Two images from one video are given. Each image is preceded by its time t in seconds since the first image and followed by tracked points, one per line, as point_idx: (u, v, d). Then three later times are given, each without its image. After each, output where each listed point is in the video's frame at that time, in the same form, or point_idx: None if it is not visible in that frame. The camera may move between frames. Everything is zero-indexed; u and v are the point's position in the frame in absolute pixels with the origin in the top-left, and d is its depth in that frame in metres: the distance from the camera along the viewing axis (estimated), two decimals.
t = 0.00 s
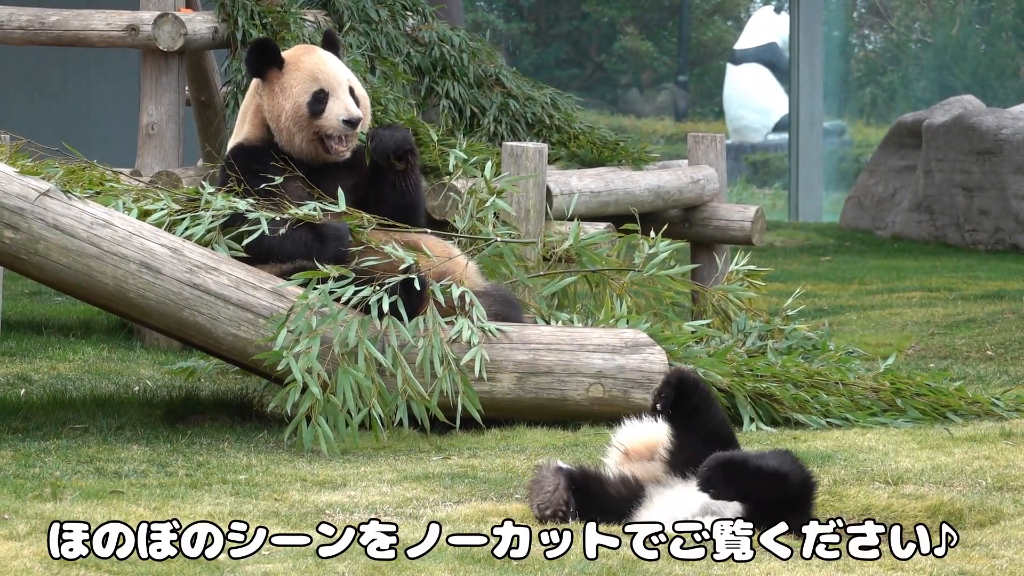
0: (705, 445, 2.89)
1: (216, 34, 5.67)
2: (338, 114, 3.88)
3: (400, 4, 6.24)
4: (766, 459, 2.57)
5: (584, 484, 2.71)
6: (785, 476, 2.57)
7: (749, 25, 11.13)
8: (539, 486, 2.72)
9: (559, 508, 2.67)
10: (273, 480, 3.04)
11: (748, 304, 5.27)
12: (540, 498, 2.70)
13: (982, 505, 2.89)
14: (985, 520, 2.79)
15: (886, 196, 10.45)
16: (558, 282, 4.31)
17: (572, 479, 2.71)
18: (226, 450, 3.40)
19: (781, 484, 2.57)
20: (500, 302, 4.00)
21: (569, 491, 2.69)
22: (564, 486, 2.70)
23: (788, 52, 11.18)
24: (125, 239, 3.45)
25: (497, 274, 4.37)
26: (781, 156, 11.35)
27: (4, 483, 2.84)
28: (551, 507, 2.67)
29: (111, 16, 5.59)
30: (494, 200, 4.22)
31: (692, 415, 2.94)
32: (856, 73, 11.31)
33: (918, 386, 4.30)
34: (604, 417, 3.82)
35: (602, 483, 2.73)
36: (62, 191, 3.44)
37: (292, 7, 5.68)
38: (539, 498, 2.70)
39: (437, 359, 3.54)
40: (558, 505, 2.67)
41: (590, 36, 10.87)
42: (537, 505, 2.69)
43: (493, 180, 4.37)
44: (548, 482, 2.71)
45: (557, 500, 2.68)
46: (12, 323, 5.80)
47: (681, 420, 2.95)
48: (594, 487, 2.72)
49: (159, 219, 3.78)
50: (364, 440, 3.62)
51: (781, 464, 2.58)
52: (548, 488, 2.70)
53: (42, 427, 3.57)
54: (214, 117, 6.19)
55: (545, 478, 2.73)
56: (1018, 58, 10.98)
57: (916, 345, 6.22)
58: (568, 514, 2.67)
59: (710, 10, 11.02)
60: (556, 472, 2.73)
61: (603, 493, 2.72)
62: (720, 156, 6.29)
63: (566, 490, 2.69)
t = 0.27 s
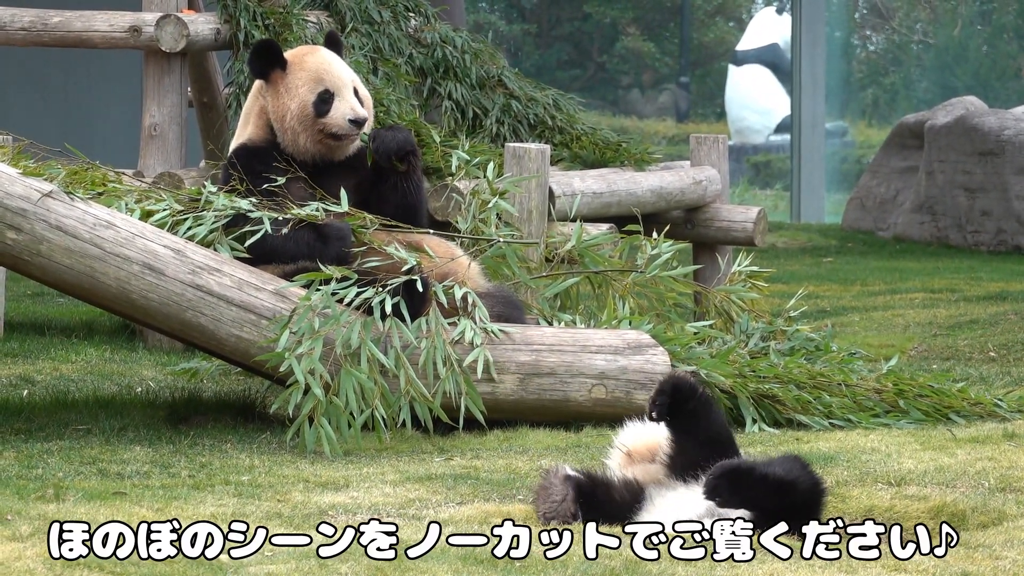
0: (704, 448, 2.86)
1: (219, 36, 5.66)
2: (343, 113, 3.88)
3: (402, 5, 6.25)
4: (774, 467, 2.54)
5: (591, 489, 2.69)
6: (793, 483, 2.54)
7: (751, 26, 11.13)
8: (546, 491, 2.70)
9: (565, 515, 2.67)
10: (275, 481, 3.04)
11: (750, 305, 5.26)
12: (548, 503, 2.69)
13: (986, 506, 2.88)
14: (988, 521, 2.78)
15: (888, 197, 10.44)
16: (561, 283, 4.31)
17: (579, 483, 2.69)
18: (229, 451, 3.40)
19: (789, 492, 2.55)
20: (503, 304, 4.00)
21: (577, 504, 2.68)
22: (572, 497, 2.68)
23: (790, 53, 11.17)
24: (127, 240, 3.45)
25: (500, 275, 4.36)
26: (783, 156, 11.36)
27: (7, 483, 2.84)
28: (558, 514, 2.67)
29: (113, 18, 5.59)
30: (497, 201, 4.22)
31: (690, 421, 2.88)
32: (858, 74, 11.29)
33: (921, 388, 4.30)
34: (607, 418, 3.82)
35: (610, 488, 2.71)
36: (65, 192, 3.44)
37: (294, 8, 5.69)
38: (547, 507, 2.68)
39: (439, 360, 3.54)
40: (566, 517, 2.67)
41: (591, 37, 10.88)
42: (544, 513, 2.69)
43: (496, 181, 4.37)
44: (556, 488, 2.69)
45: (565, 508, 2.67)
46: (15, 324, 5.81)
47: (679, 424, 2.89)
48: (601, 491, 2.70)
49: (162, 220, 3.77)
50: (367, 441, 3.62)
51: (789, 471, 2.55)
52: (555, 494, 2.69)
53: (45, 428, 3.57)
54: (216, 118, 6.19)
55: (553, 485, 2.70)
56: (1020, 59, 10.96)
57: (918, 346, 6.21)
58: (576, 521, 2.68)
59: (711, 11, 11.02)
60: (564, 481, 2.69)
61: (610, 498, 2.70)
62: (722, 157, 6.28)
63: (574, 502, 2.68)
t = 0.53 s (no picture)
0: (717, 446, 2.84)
1: (222, 37, 5.65)
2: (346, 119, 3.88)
3: (405, 6, 6.25)
4: (773, 480, 2.53)
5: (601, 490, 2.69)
6: (795, 493, 2.52)
7: (753, 27, 11.11)
8: (557, 493, 2.70)
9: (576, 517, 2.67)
10: (278, 483, 3.04)
11: (753, 306, 5.25)
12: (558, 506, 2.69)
13: (989, 507, 2.87)
14: (991, 522, 2.78)
15: (891, 198, 10.44)
16: (564, 284, 4.30)
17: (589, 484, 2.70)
18: (232, 453, 3.39)
19: (792, 502, 2.53)
20: (506, 305, 4.00)
21: (588, 507, 2.68)
22: (584, 500, 2.68)
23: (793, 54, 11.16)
24: (130, 242, 3.44)
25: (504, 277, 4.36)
26: (786, 158, 11.38)
27: (9, 485, 2.83)
28: (569, 516, 2.67)
29: (115, 19, 5.58)
30: (501, 203, 4.22)
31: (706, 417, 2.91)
32: (860, 75, 11.29)
33: (924, 389, 4.29)
34: (609, 420, 3.81)
35: (620, 490, 2.71)
36: (67, 194, 3.43)
37: (297, 9, 5.71)
38: (558, 510, 2.68)
39: (443, 362, 3.54)
40: (578, 520, 2.67)
41: (594, 38, 10.87)
42: (556, 516, 2.68)
43: (499, 182, 4.37)
44: (567, 489, 2.69)
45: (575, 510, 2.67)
46: (18, 326, 5.80)
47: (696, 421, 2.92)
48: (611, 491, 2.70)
49: (164, 220, 3.77)
50: (370, 443, 3.61)
51: (790, 481, 2.53)
52: (566, 496, 2.69)
53: (48, 430, 3.57)
54: (219, 120, 6.19)
55: (564, 489, 2.70)
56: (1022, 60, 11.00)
57: (921, 347, 6.20)
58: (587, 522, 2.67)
59: (714, 12, 11.02)
60: (575, 485, 2.69)
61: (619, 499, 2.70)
62: (725, 159, 6.26)
63: (586, 505, 2.68)
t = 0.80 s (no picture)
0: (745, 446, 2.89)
1: (223, 38, 5.65)
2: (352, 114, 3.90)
3: (406, 7, 6.26)
4: (777, 492, 2.54)
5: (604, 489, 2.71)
6: (801, 502, 2.54)
7: (755, 28, 11.09)
8: (561, 499, 2.71)
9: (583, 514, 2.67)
10: (279, 484, 3.04)
11: (754, 307, 5.25)
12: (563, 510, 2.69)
13: (990, 508, 2.87)
14: (992, 523, 2.78)
15: (892, 200, 10.43)
16: (565, 285, 4.30)
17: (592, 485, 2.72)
18: (233, 454, 3.39)
19: (798, 511, 2.54)
20: (507, 306, 4.00)
21: (595, 504, 2.68)
22: (590, 498, 2.68)
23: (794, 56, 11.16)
24: (132, 243, 3.44)
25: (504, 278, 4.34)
26: (787, 160, 11.37)
27: (10, 486, 2.83)
28: (577, 516, 2.67)
29: (117, 20, 5.58)
30: (503, 203, 4.22)
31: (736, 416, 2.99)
32: (861, 76, 11.30)
33: (925, 390, 4.29)
34: (610, 421, 3.81)
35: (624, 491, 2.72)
36: (68, 195, 3.44)
37: (298, 10, 5.73)
38: (565, 512, 2.68)
39: (444, 363, 3.54)
40: (587, 518, 2.67)
41: (595, 39, 10.87)
42: (563, 519, 2.68)
43: (500, 183, 4.37)
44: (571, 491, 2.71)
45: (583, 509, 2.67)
46: (19, 326, 5.80)
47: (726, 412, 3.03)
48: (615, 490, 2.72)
49: (165, 221, 3.77)
50: (371, 444, 3.61)
51: (794, 490, 2.55)
52: (570, 497, 2.70)
53: (49, 430, 3.57)
54: (220, 121, 6.18)
55: (569, 493, 2.71)
56: None
57: (922, 348, 6.20)
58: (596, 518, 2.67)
59: (715, 13, 11.01)
60: (579, 487, 2.70)
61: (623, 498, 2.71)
62: (726, 159, 6.26)
63: (593, 503, 2.68)
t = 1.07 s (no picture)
0: (761, 456, 2.82)
1: (224, 39, 5.66)
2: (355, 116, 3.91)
3: (407, 8, 6.27)
4: (785, 497, 2.55)
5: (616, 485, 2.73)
6: (808, 509, 2.54)
7: (756, 30, 11.10)
8: (574, 487, 2.71)
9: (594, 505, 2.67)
10: (280, 484, 3.04)
11: (755, 308, 5.25)
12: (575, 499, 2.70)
13: (990, 509, 2.87)
14: (992, 524, 2.77)
15: (893, 201, 10.43)
16: (566, 287, 4.30)
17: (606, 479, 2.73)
18: (233, 455, 3.40)
19: (806, 517, 2.55)
20: (508, 307, 4.00)
21: (607, 488, 2.69)
22: (602, 483, 2.70)
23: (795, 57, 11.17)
24: (132, 244, 3.45)
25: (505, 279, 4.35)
26: (789, 160, 11.38)
27: (11, 487, 2.83)
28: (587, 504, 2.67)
29: (118, 21, 5.58)
30: (503, 205, 4.22)
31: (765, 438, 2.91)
32: (862, 77, 11.31)
33: (926, 391, 4.29)
34: (611, 422, 3.81)
35: (634, 490, 2.73)
36: (69, 196, 3.44)
37: (299, 11, 5.73)
38: (577, 497, 2.68)
39: (444, 364, 3.54)
40: (598, 500, 2.67)
41: (596, 41, 10.87)
42: (573, 504, 2.68)
43: (501, 184, 4.37)
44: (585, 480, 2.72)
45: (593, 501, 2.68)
46: (20, 327, 5.81)
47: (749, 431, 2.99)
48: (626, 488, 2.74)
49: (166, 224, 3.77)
50: (372, 445, 3.61)
51: (801, 497, 2.56)
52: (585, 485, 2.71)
53: (50, 431, 3.57)
54: (221, 123, 6.19)
55: (581, 480, 2.72)
56: None
57: (923, 349, 6.20)
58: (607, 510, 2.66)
59: (716, 14, 11.02)
60: (591, 473, 2.72)
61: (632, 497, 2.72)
62: (727, 160, 6.26)
63: (604, 488, 2.69)
